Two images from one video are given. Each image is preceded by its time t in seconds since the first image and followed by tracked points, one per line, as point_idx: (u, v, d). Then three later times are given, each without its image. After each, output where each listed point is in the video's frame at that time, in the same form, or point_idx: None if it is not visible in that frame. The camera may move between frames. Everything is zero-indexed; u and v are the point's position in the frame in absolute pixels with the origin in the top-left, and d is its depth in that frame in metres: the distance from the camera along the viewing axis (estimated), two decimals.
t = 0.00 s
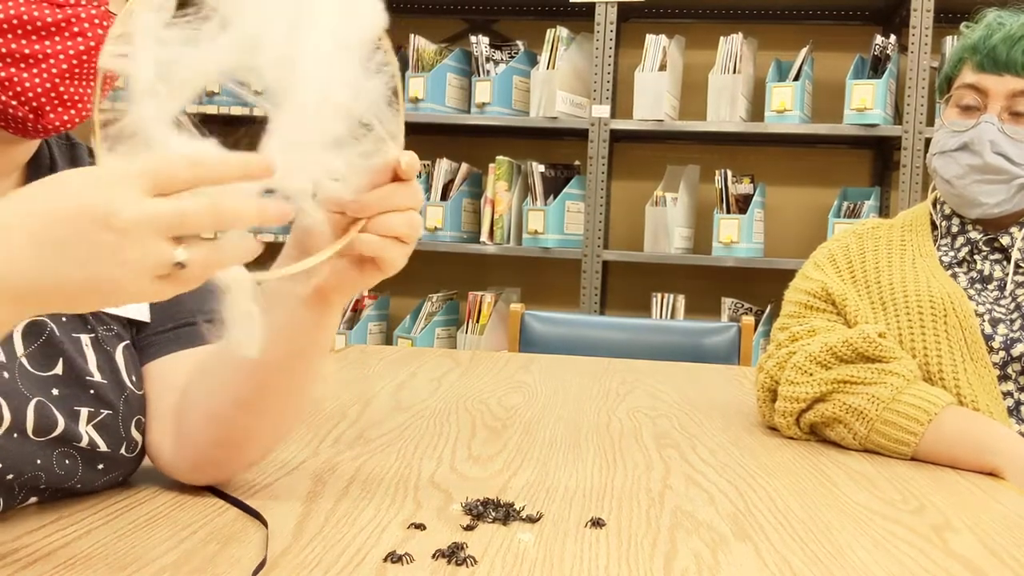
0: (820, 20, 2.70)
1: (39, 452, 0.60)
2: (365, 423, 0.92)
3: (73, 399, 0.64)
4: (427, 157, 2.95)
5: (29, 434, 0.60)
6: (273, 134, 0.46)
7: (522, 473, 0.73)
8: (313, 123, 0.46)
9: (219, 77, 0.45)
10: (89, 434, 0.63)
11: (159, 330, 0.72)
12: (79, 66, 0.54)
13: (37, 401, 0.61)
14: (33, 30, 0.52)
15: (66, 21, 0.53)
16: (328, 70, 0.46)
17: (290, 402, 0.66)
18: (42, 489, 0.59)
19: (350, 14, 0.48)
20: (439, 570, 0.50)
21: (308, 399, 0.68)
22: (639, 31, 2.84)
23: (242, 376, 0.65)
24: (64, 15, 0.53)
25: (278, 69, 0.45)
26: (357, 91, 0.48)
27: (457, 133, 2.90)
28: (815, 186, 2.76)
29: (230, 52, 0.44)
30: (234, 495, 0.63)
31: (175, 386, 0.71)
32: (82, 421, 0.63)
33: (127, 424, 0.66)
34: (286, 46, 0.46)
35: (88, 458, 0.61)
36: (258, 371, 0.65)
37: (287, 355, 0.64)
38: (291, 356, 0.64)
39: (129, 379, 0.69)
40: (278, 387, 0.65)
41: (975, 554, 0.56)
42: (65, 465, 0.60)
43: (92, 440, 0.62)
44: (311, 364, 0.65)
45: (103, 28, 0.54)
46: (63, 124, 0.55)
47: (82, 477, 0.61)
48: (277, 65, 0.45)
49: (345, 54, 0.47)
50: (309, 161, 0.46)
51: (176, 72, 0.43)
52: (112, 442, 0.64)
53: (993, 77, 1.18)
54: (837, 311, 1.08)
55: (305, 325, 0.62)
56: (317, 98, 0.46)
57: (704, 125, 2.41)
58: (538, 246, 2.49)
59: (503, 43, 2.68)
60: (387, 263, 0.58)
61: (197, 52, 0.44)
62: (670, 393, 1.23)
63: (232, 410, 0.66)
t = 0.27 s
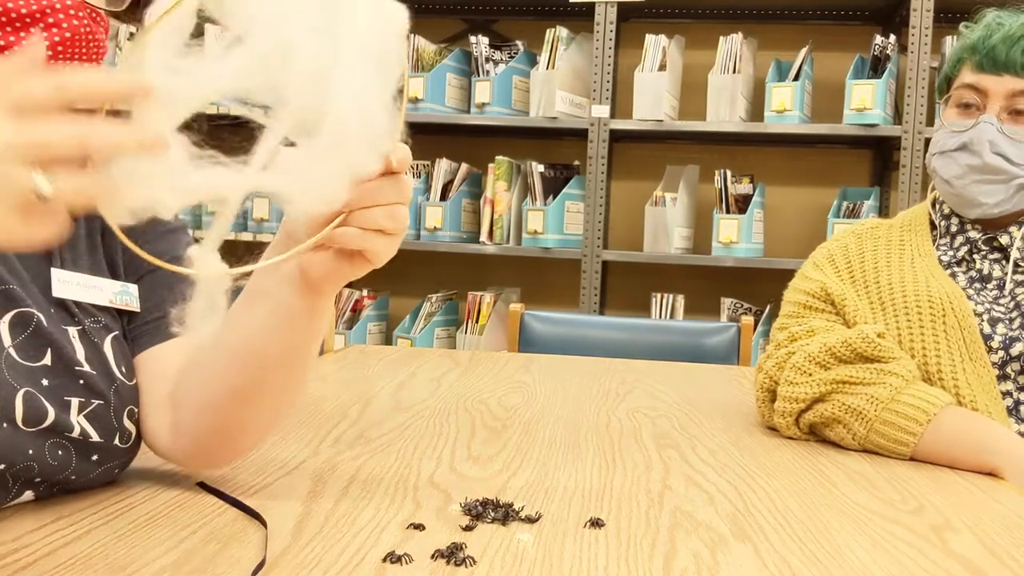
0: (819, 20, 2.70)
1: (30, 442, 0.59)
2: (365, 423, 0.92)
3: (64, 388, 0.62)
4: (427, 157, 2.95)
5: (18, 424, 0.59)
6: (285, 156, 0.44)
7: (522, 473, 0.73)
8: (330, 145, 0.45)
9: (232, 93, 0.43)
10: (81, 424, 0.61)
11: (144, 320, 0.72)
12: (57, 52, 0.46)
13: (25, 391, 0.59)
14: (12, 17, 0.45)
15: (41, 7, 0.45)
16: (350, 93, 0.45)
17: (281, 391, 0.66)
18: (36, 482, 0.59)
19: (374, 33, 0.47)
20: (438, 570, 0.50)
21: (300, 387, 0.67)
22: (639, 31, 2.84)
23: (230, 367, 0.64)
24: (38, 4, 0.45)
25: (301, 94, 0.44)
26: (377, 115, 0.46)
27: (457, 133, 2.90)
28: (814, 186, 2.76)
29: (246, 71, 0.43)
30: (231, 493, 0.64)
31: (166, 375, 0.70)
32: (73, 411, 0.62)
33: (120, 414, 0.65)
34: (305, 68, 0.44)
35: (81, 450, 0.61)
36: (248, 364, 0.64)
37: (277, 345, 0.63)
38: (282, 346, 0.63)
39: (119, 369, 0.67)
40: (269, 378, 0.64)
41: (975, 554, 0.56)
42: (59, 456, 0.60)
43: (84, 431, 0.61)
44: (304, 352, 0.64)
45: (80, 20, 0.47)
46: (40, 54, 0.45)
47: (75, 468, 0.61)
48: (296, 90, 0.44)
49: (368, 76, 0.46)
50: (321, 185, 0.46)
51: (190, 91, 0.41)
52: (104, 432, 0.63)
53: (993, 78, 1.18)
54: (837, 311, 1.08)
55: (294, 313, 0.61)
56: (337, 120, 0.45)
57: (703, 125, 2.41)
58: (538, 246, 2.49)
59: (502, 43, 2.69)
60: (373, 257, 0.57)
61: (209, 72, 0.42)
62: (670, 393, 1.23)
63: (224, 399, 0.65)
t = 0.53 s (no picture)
0: (820, 20, 2.70)
1: (32, 436, 0.59)
2: (365, 423, 0.92)
3: (64, 381, 0.62)
4: (427, 157, 2.95)
5: (18, 417, 0.59)
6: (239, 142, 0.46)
7: (522, 473, 0.73)
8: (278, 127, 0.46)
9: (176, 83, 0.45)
10: (80, 417, 0.62)
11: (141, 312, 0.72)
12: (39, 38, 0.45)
13: (25, 383, 0.60)
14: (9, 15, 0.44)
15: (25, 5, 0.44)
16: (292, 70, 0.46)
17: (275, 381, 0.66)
18: (38, 476, 0.59)
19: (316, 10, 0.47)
20: (438, 570, 0.50)
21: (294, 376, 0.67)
22: (639, 31, 2.84)
23: (222, 357, 0.64)
24: None
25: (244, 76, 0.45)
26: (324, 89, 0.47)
27: (458, 134, 2.91)
28: (815, 186, 2.76)
29: (188, 56, 0.44)
30: (230, 492, 0.64)
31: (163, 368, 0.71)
32: (73, 404, 0.62)
33: (119, 407, 0.66)
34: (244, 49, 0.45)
35: (82, 443, 0.61)
36: (239, 354, 0.64)
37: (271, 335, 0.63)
38: (273, 336, 0.63)
39: (116, 362, 0.68)
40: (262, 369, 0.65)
41: (975, 555, 0.56)
42: (59, 449, 0.60)
43: (84, 424, 0.62)
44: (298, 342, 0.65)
45: None
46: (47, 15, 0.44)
47: (77, 461, 0.61)
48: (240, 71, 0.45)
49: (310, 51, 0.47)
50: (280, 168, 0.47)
51: (133, 80, 0.43)
52: (103, 425, 0.63)
53: (994, 77, 1.18)
54: (837, 311, 1.08)
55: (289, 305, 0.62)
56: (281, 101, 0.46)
57: (704, 125, 2.41)
58: (538, 246, 2.49)
59: (503, 43, 2.69)
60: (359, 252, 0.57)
61: (149, 58, 0.44)
62: (670, 393, 1.23)
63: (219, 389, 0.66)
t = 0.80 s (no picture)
0: (819, 20, 2.70)
1: (32, 435, 0.59)
2: (365, 423, 0.92)
3: (61, 380, 0.62)
4: (427, 157, 2.95)
5: (18, 416, 0.59)
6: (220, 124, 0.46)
7: (522, 473, 0.73)
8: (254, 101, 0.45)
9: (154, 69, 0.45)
10: (78, 417, 0.62)
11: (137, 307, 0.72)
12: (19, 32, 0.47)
13: (22, 382, 0.60)
14: None
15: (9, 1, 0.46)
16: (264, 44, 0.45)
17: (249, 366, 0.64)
18: (36, 475, 0.59)
19: None
20: (439, 569, 0.50)
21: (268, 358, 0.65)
22: (639, 31, 2.84)
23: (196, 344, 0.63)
24: None
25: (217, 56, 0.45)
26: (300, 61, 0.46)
27: (457, 133, 2.91)
28: (815, 186, 2.76)
29: (163, 42, 0.45)
30: (228, 492, 0.64)
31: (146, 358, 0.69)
32: (70, 403, 0.62)
33: (116, 405, 0.65)
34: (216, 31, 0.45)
35: (79, 442, 0.61)
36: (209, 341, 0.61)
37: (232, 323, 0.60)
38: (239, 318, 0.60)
39: (112, 360, 0.67)
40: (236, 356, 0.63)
41: (975, 554, 0.56)
42: (57, 449, 0.60)
43: (81, 423, 0.62)
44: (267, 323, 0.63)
45: None
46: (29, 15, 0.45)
47: (74, 462, 0.60)
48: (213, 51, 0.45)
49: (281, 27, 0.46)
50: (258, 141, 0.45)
51: (114, 69, 0.44)
52: (101, 423, 0.63)
53: (994, 78, 1.18)
54: (837, 311, 1.08)
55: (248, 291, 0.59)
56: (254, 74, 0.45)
57: (704, 125, 2.41)
58: (538, 246, 2.49)
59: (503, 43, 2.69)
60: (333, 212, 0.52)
61: (126, 46, 0.45)
62: (670, 393, 1.23)
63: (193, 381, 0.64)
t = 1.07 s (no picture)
0: (820, 20, 2.70)
1: (27, 435, 0.59)
2: (365, 423, 0.92)
3: (55, 381, 0.62)
4: (427, 157, 2.95)
5: (13, 417, 0.59)
6: (213, 115, 0.46)
7: (522, 474, 0.73)
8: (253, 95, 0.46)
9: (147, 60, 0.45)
10: (73, 417, 0.62)
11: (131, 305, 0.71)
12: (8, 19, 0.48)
13: (16, 383, 0.60)
14: None
15: None
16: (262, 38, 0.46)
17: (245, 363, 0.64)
18: (32, 475, 0.59)
19: None
20: (439, 569, 0.50)
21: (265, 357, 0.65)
22: (639, 31, 2.84)
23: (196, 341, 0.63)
24: None
25: (213, 48, 0.46)
26: (294, 55, 0.47)
27: (458, 133, 2.91)
28: (815, 186, 2.76)
29: (156, 35, 0.45)
30: (227, 492, 0.64)
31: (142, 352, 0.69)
32: (65, 404, 0.62)
33: (111, 404, 0.65)
34: (213, 27, 0.46)
35: (74, 442, 0.61)
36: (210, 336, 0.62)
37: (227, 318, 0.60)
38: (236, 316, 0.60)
39: (107, 357, 0.67)
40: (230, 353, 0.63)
41: (975, 555, 0.56)
42: (53, 449, 0.60)
43: (75, 423, 0.62)
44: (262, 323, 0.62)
45: None
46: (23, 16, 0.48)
47: (68, 463, 0.60)
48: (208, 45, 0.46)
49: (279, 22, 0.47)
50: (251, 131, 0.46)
51: (103, 59, 0.44)
52: (96, 423, 0.63)
53: (994, 78, 1.18)
54: (837, 311, 1.08)
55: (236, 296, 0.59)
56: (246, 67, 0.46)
57: (704, 125, 2.41)
58: (538, 246, 2.49)
59: (503, 43, 2.69)
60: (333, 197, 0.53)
61: (119, 38, 0.44)
62: (670, 393, 1.23)
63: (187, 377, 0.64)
